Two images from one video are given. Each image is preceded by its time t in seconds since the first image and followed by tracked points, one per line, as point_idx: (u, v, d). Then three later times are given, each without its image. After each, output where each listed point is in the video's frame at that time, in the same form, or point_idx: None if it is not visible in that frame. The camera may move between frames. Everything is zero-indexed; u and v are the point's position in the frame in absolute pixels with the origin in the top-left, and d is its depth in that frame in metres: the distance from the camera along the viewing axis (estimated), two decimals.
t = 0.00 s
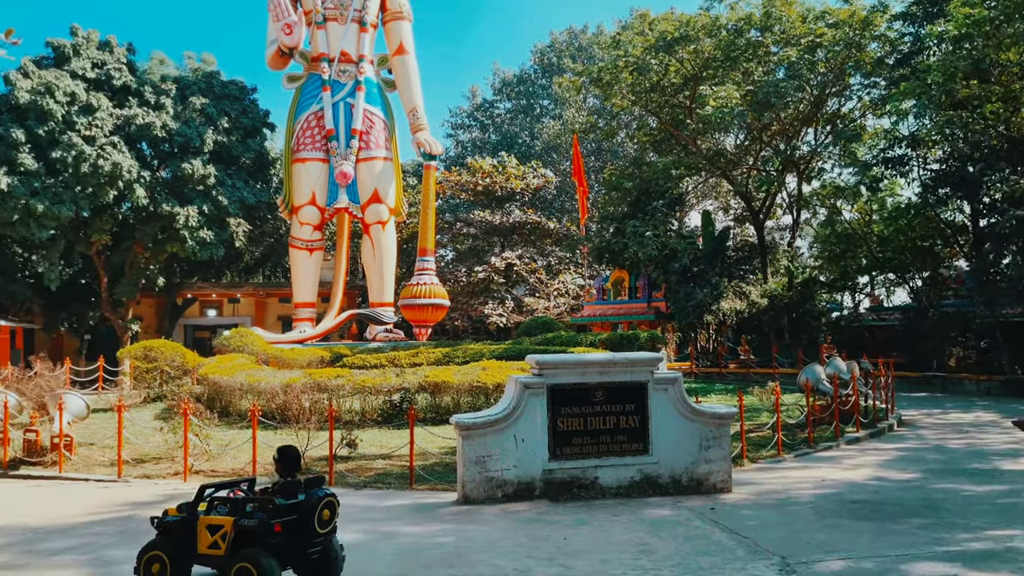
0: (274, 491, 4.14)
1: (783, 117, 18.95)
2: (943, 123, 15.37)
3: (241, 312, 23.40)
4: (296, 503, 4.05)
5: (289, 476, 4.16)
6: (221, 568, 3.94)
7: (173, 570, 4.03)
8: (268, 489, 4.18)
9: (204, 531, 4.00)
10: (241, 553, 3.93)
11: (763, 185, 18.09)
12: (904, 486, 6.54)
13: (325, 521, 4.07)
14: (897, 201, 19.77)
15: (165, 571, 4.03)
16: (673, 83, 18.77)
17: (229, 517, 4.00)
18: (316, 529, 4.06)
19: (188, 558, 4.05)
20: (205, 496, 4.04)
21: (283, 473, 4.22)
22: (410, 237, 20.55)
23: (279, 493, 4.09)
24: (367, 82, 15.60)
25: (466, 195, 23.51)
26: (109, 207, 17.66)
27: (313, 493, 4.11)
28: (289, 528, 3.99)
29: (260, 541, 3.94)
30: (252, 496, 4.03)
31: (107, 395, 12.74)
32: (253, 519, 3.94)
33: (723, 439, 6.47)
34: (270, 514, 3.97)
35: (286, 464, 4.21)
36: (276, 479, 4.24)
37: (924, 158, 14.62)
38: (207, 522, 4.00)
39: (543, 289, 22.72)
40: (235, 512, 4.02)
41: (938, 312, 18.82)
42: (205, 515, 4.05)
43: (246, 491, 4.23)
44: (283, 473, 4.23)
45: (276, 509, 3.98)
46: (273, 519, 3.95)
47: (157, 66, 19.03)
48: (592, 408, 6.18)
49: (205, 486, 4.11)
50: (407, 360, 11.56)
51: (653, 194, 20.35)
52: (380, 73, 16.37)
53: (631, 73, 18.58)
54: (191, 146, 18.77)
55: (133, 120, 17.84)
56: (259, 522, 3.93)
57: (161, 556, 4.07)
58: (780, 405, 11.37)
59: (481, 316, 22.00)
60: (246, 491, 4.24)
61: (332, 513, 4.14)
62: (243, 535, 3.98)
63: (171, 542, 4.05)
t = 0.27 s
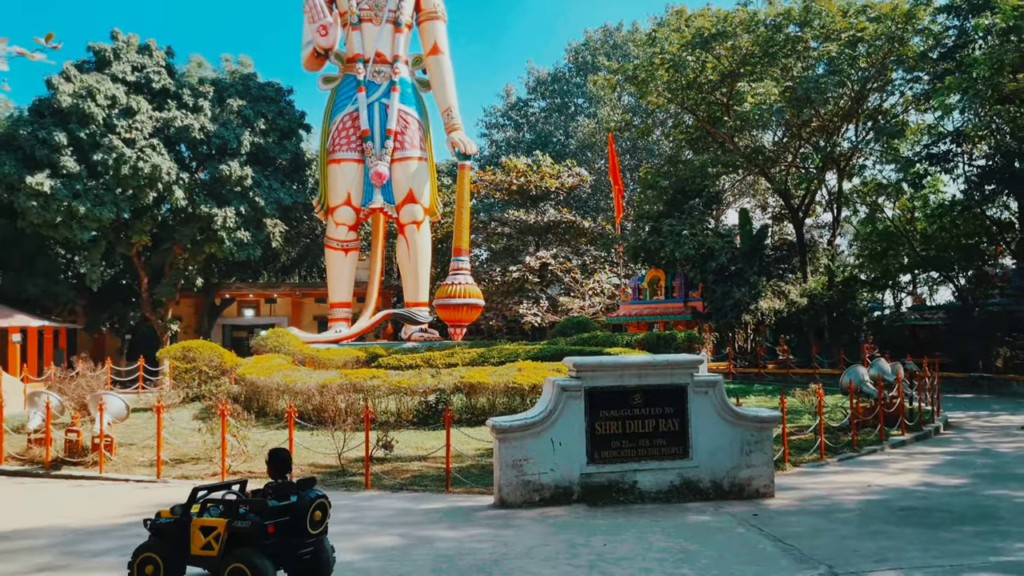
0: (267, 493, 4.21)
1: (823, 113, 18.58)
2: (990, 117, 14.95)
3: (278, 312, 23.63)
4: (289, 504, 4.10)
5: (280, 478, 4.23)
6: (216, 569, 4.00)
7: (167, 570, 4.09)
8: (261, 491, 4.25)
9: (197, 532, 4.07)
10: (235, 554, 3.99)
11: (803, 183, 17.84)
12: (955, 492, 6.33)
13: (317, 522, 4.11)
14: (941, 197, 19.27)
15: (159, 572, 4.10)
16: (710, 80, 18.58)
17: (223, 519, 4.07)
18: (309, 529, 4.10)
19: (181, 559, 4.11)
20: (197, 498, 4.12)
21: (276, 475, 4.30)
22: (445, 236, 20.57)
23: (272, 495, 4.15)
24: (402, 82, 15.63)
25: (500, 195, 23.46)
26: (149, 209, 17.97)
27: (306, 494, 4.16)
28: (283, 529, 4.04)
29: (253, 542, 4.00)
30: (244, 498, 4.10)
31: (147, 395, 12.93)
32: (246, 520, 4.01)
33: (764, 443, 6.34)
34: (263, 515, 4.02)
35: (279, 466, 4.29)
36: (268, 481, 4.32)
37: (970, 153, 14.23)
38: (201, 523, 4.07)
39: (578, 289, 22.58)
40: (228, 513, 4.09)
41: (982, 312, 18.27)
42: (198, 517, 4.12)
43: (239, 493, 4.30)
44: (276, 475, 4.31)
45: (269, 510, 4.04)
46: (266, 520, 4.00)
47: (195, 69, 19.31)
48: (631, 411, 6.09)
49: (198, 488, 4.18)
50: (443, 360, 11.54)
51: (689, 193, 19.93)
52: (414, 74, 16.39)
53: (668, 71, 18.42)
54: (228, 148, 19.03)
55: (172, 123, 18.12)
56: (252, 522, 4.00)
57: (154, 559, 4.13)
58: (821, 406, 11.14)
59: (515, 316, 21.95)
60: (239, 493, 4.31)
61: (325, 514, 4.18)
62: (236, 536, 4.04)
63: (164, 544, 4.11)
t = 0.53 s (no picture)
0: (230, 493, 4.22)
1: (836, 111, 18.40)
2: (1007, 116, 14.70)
3: (289, 312, 23.63)
4: (254, 504, 4.14)
5: (244, 478, 4.26)
6: (182, 569, 4.05)
7: (132, 571, 4.14)
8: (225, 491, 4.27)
9: (161, 533, 4.12)
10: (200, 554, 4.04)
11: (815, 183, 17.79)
12: (973, 495, 6.26)
13: (282, 521, 4.15)
14: (956, 196, 19.08)
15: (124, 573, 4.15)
16: (721, 79, 18.46)
17: (187, 519, 4.12)
18: (275, 529, 4.14)
19: (146, 560, 4.16)
20: (162, 500, 4.17)
21: (240, 476, 4.31)
22: (455, 237, 20.53)
23: (237, 494, 4.19)
24: (412, 82, 15.62)
25: (511, 195, 23.41)
26: (160, 211, 18.05)
27: (271, 493, 4.19)
28: (248, 528, 4.09)
29: (218, 541, 4.06)
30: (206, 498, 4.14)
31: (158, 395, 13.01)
32: (210, 521, 4.05)
33: (779, 445, 6.28)
34: (228, 515, 4.07)
35: (243, 467, 4.30)
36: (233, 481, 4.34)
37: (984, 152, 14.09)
38: (165, 525, 4.13)
39: (588, 289, 22.49)
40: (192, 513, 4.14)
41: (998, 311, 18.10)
42: (162, 518, 4.18)
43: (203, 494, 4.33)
44: (240, 476, 4.32)
45: (233, 510, 4.08)
46: (231, 520, 4.05)
47: (206, 70, 19.39)
48: (644, 412, 6.05)
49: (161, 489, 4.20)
50: (453, 360, 11.50)
51: (701, 193, 19.80)
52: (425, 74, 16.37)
53: (679, 70, 18.40)
54: (239, 148, 19.03)
55: (183, 124, 18.18)
56: (216, 523, 4.04)
57: (118, 560, 4.17)
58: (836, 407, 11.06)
59: (526, 316, 21.90)
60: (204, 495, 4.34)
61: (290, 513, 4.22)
62: (201, 536, 4.08)
63: (130, 545, 4.16)
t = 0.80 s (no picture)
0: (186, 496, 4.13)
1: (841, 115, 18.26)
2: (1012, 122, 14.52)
3: (294, 316, 23.68)
4: (212, 506, 4.06)
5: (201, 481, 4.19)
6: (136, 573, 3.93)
7: None
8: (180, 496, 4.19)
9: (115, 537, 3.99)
10: (154, 558, 3.93)
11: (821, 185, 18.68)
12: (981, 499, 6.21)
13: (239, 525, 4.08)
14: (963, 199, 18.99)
15: None
16: (725, 82, 18.55)
17: (142, 523, 4.01)
18: (232, 533, 4.07)
19: (99, 565, 4.01)
20: (117, 503, 4.05)
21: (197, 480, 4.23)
22: (459, 241, 20.54)
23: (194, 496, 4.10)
24: (416, 87, 15.64)
25: (515, 199, 23.42)
26: (165, 215, 18.13)
27: (229, 496, 4.13)
28: (205, 532, 4.01)
29: (174, 545, 3.97)
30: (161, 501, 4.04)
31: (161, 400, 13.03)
32: (167, 524, 3.96)
33: (784, 450, 6.26)
34: (183, 519, 3.98)
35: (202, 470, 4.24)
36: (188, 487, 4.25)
37: (990, 154, 13.99)
38: (120, 528, 3.99)
39: (593, 293, 22.45)
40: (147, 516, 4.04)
41: (1005, 314, 17.99)
42: (115, 522, 4.03)
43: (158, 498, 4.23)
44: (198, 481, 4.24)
45: (190, 513, 4.00)
46: (188, 524, 3.97)
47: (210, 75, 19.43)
48: (648, 417, 6.02)
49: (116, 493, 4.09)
50: (458, 365, 11.48)
51: (705, 196, 19.87)
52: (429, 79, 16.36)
53: (683, 74, 18.32)
54: (243, 153, 19.00)
55: (187, 129, 18.23)
56: (173, 526, 3.96)
57: (71, 565, 4.04)
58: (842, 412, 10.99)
59: (530, 320, 21.90)
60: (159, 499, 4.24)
61: (246, 516, 4.16)
62: (157, 540, 3.98)
63: (84, 550, 4.04)
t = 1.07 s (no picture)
0: (134, 525, 6.65)
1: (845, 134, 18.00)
2: None
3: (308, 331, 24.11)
4: (157, 541, 6.59)
5: (148, 517, 6.72)
6: None
7: None
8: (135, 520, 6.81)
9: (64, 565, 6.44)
10: None
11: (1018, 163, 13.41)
12: (964, 522, 6.54)
13: (181, 554, 6.65)
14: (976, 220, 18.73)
15: None
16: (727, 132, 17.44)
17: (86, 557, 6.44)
18: (176, 559, 6.62)
19: None
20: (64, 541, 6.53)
21: (144, 510, 6.83)
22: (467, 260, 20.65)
23: (139, 530, 6.62)
24: (416, 118, 16.09)
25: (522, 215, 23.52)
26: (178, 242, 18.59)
27: (172, 532, 6.70)
28: (145, 562, 6.46)
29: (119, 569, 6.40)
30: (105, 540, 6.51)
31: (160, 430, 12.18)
32: (114, 557, 6.40)
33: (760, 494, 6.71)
34: (130, 553, 6.42)
35: (150, 504, 6.80)
36: (140, 513, 6.84)
37: (987, 186, 12.09)
38: (69, 561, 6.44)
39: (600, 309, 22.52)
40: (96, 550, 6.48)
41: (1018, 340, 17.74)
42: (64, 555, 6.49)
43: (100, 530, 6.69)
44: (144, 510, 6.83)
45: (139, 548, 6.47)
46: (135, 556, 6.42)
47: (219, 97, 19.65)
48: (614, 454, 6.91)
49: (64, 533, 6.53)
50: (459, 395, 11.41)
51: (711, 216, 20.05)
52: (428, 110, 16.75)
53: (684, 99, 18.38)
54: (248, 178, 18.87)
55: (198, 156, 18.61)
56: (121, 559, 6.39)
57: None
58: (847, 443, 11.21)
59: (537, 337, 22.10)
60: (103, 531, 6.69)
61: (186, 548, 6.72)
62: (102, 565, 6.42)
63: None
